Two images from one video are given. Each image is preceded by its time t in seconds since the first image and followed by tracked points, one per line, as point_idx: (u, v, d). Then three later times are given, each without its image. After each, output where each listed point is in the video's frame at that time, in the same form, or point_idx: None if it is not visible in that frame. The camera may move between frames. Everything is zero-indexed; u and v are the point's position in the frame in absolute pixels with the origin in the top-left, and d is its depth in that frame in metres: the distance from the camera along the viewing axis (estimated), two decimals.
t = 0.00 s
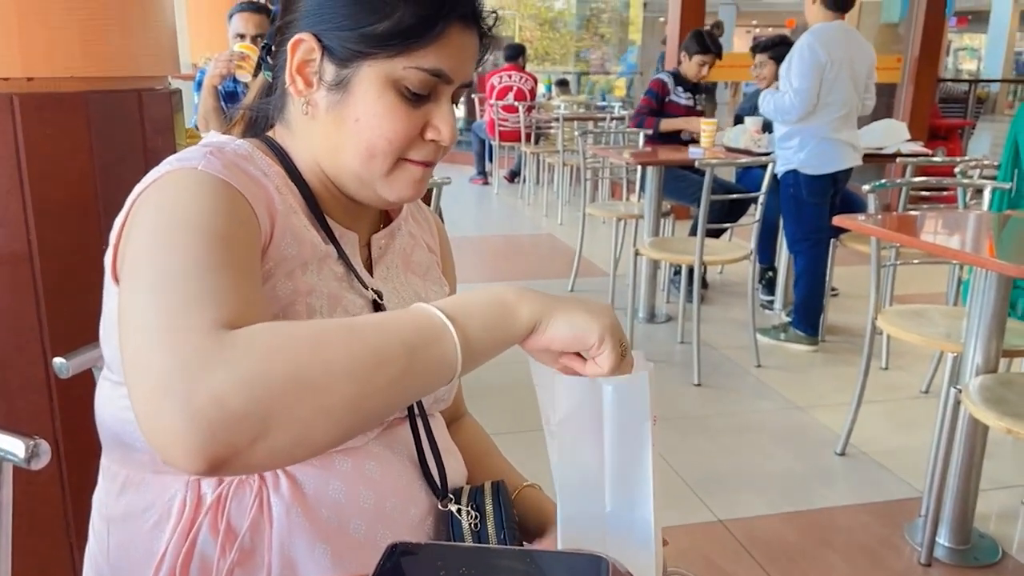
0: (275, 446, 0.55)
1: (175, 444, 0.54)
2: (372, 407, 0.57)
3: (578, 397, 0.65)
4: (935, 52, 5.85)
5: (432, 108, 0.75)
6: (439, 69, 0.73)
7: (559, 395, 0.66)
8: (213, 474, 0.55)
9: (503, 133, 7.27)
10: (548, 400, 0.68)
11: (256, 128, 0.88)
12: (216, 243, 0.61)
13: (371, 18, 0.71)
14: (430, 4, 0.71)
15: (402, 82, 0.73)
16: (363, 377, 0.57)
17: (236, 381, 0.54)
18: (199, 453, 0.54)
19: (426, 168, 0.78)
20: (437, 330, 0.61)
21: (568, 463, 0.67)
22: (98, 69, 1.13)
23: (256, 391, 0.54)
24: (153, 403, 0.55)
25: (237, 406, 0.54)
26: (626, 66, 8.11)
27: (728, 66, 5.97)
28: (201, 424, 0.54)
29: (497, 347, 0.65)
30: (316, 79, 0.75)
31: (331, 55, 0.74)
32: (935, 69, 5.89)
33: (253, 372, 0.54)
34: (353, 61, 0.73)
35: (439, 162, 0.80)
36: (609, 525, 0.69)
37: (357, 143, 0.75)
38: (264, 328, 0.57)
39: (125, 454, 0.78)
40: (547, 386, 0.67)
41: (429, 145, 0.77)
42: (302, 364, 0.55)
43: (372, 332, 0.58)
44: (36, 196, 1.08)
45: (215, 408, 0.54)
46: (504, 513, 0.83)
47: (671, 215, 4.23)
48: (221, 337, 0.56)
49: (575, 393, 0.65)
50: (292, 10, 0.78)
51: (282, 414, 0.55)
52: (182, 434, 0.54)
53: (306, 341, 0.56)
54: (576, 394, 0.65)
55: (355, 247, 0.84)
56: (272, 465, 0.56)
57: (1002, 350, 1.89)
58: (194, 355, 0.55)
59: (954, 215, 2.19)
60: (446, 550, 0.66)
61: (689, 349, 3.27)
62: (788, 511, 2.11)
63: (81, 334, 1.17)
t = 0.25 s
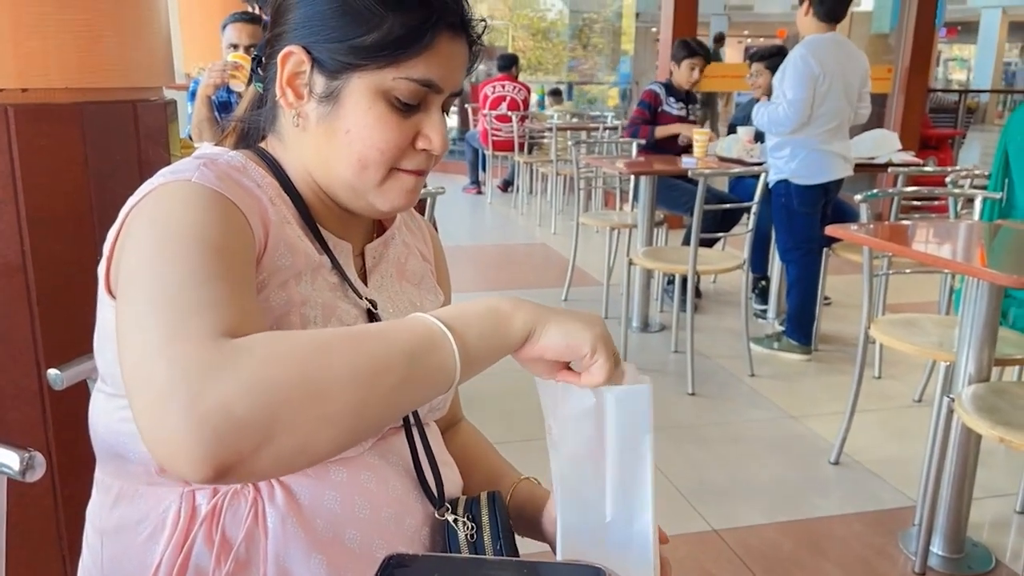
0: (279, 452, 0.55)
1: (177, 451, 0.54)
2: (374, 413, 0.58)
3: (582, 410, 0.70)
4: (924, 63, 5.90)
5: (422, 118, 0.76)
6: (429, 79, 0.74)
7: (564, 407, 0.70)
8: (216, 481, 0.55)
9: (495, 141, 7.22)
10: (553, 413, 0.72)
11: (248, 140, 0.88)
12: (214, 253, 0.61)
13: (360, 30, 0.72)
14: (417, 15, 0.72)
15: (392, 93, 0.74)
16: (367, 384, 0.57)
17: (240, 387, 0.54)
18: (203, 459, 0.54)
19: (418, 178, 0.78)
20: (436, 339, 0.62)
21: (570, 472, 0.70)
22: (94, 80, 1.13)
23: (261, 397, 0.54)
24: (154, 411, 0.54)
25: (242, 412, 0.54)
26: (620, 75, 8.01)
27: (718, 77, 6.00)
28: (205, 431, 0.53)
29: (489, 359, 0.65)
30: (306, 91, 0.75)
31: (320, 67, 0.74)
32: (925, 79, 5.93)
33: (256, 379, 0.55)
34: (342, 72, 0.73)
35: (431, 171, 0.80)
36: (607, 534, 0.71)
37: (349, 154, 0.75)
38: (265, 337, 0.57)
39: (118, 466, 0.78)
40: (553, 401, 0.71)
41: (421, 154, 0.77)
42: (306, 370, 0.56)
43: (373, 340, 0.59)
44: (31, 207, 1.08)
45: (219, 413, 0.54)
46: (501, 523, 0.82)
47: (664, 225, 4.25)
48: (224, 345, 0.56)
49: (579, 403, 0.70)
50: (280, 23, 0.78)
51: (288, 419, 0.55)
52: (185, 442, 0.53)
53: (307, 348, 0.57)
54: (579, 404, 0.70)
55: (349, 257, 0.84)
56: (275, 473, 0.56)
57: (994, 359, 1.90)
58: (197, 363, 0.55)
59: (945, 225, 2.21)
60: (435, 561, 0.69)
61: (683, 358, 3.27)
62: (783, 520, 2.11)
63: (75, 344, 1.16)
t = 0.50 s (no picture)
0: (281, 448, 0.55)
1: (179, 446, 0.54)
2: (375, 410, 0.58)
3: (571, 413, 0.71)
4: (918, 68, 5.93)
5: (413, 119, 0.76)
6: (419, 80, 0.74)
7: (552, 412, 0.71)
8: (218, 475, 0.54)
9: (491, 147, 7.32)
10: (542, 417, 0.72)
11: (241, 144, 0.88)
12: (212, 253, 0.61)
13: (349, 33, 0.72)
14: (406, 16, 0.72)
15: (383, 95, 0.74)
16: (369, 382, 0.58)
17: (243, 381, 0.54)
18: (206, 452, 0.53)
19: (411, 180, 0.79)
20: (437, 342, 0.62)
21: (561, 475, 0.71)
22: (87, 82, 1.13)
23: (263, 391, 0.54)
24: (155, 407, 0.54)
25: (245, 406, 0.54)
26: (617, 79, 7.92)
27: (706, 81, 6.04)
28: (208, 425, 0.53)
29: (486, 361, 0.66)
30: (296, 95, 0.76)
31: (310, 70, 0.74)
32: (919, 84, 5.96)
33: (258, 374, 0.55)
34: (331, 76, 0.73)
35: (424, 172, 0.80)
36: (598, 533, 0.72)
37: (340, 156, 0.75)
38: (265, 335, 0.57)
39: (111, 469, 0.77)
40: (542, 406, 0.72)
41: (413, 156, 0.77)
42: (308, 365, 0.56)
43: (374, 340, 0.59)
44: (26, 210, 1.07)
45: (222, 407, 0.53)
46: (495, 526, 0.82)
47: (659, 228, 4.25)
48: (225, 342, 0.56)
49: (569, 406, 0.71)
50: (271, 27, 0.78)
51: (291, 413, 0.55)
52: (186, 437, 0.53)
53: (308, 346, 0.57)
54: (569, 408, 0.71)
55: (342, 259, 0.84)
56: (275, 469, 0.56)
57: (987, 363, 1.91)
58: (199, 359, 0.55)
59: (938, 229, 2.22)
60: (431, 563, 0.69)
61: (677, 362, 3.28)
62: (777, 524, 2.11)
63: (69, 346, 1.15)
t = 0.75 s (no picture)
0: (276, 452, 0.55)
1: (174, 449, 0.54)
2: (371, 413, 0.58)
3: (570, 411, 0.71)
4: (914, 68, 5.95)
5: (404, 118, 0.76)
6: (410, 78, 0.74)
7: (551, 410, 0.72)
8: (213, 480, 0.55)
9: (487, 146, 7.23)
10: (541, 416, 0.73)
11: (235, 145, 0.88)
12: (207, 257, 0.61)
13: (338, 32, 0.72)
14: (396, 13, 0.72)
15: (374, 94, 0.74)
16: (364, 385, 0.58)
17: (237, 385, 0.54)
18: (201, 456, 0.53)
19: (404, 179, 0.79)
20: (431, 344, 0.62)
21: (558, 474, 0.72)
22: (84, 83, 1.13)
23: (258, 396, 0.54)
24: (150, 410, 0.54)
25: (240, 410, 0.54)
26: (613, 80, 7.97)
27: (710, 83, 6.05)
28: (203, 428, 0.53)
29: (484, 361, 0.66)
30: (288, 95, 0.76)
31: (301, 71, 0.74)
32: (915, 85, 5.97)
33: (253, 378, 0.55)
34: (322, 75, 0.73)
35: (418, 171, 0.80)
36: (596, 533, 0.72)
37: (333, 155, 0.76)
38: (260, 339, 0.57)
39: (108, 471, 0.77)
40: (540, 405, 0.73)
41: (406, 154, 0.77)
42: (303, 369, 0.56)
43: (369, 344, 0.60)
44: (23, 211, 1.07)
45: (217, 411, 0.54)
46: (492, 526, 0.83)
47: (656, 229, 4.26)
48: (220, 346, 0.56)
49: (567, 404, 0.71)
50: (263, 28, 0.78)
51: (286, 418, 0.55)
52: (181, 440, 0.53)
53: (303, 349, 0.57)
54: (567, 406, 0.71)
55: (338, 259, 0.84)
56: (271, 473, 0.56)
57: (982, 364, 1.91)
58: (194, 363, 0.55)
59: (934, 229, 2.22)
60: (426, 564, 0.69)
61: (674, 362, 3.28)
62: (774, 524, 2.12)
63: (66, 347, 1.15)
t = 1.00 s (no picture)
0: (273, 461, 0.55)
1: (170, 457, 0.54)
2: (368, 422, 0.58)
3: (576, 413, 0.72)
4: (914, 69, 5.94)
5: (401, 118, 0.75)
6: (405, 79, 0.74)
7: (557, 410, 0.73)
8: (209, 487, 0.55)
9: (487, 148, 7.28)
10: (546, 417, 0.74)
11: (236, 146, 0.88)
12: (208, 263, 0.61)
13: (333, 34, 0.72)
14: (390, 13, 0.72)
15: (369, 94, 0.74)
16: (362, 394, 0.57)
17: (234, 394, 0.54)
18: (198, 465, 0.53)
19: (402, 181, 0.78)
20: (428, 352, 0.62)
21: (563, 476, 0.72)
22: (86, 85, 1.13)
23: (255, 405, 0.54)
24: (146, 417, 0.54)
25: (237, 419, 0.54)
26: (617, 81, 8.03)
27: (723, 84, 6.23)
28: (199, 436, 0.53)
29: (480, 366, 0.65)
30: (285, 97, 0.76)
31: (298, 72, 0.75)
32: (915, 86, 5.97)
33: (250, 387, 0.55)
34: (318, 77, 0.74)
35: (417, 172, 0.79)
36: (599, 537, 0.72)
37: (329, 156, 0.75)
38: (257, 347, 0.57)
39: (110, 473, 0.77)
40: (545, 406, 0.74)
41: (404, 155, 0.77)
42: (300, 378, 0.56)
43: (367, 351, 0.59)
44: (26, 213, 1.07)
45: (214, 419, 0.54)
46: (494, 528, 0.83)
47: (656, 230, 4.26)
48: (218, 353, 0.56)
49: (575, 405, 0.72)
50: (262, 31, 0.79)
51: (283, 427, 0.55)
52: (177, 447, 0.53)
53: (300, 358, 0.57)
54: (576, 408, 0.72)
55: (338, 261, 0.84)
56: (268, 480, 0.56)
57: (984, 365, 1.91)
58: (192, 371, 0.54)
59: (935, 230, 2.22)
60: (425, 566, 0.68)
61: (675, 363, 3.28)
62: (775, 526, 2.11)
63: (67, 349, 1.15)
